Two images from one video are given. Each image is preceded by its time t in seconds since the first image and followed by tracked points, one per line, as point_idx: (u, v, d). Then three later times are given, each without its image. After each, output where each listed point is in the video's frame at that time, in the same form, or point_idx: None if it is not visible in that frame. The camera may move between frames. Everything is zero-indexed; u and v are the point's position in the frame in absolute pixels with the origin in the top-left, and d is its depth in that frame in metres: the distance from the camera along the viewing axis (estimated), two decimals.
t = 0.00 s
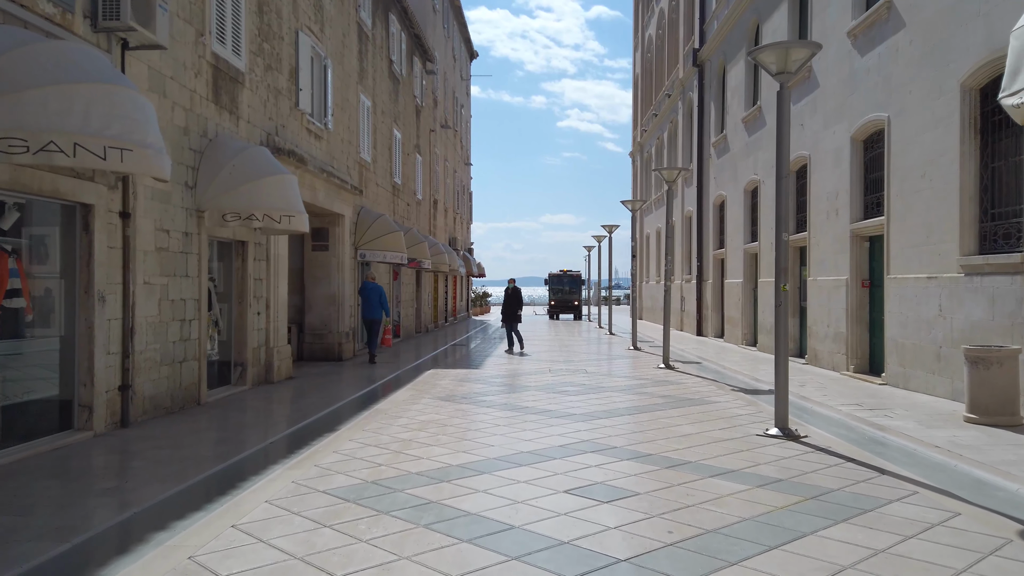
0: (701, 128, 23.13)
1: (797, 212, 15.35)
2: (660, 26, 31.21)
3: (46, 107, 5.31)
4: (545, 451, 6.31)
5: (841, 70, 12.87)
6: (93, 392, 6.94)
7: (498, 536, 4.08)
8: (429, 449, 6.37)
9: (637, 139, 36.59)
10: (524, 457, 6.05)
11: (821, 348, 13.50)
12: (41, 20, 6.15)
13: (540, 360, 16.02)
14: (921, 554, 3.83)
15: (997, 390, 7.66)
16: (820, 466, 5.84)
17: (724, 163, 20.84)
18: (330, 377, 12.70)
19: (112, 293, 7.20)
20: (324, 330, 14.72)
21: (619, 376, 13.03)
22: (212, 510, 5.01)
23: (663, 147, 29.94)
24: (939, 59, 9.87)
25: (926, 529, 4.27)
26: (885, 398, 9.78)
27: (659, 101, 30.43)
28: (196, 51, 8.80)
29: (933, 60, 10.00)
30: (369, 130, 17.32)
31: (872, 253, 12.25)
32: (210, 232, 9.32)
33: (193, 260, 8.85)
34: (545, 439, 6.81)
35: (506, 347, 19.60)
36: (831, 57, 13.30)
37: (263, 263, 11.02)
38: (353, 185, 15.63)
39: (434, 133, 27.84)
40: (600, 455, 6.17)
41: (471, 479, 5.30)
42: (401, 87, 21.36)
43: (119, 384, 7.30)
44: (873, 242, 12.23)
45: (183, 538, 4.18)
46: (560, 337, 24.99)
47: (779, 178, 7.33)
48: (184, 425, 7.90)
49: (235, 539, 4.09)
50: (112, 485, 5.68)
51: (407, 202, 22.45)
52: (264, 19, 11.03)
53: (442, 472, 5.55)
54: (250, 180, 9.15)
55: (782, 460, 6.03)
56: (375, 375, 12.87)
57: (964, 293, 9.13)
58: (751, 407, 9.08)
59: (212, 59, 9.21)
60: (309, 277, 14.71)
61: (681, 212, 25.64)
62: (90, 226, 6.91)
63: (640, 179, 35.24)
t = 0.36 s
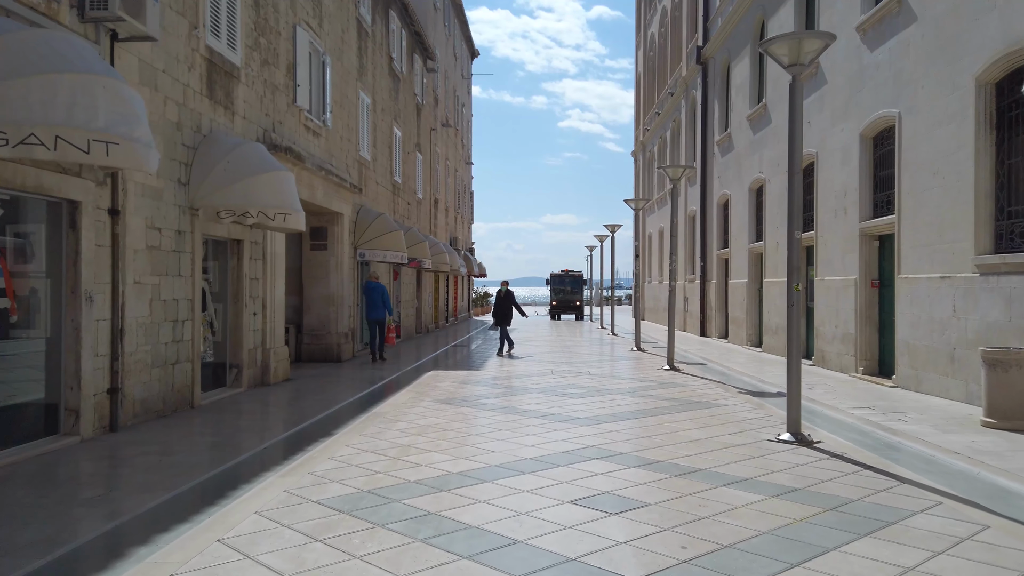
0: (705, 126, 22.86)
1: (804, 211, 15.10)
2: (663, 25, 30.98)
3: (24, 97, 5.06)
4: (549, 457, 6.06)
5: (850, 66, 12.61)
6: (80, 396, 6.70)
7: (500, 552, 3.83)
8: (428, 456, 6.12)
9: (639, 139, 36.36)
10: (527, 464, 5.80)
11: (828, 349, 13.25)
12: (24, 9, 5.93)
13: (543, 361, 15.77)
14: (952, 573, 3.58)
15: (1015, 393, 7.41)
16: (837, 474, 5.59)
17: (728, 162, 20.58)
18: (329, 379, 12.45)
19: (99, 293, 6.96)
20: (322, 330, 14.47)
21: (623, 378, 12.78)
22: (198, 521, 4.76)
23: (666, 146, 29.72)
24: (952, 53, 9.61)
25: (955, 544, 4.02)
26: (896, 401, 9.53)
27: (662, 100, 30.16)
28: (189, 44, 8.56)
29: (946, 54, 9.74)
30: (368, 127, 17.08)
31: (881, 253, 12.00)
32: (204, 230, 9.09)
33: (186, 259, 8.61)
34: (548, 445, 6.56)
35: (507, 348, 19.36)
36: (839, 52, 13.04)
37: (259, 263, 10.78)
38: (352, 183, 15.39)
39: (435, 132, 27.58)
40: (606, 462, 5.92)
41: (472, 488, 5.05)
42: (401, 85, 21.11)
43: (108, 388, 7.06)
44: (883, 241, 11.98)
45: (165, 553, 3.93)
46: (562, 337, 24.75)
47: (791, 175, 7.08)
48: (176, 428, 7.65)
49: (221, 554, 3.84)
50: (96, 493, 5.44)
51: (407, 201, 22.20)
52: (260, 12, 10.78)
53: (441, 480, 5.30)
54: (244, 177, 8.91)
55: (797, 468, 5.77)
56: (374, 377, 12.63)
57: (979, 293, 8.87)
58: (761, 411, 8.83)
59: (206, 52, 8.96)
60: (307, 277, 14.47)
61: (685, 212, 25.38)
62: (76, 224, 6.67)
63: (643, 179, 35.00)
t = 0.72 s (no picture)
0: (708, 123, 22.58)
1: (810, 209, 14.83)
2: (664, 22, 30.72)
3: None
4: (551, 464, 5.79)
5: (858, 61, 12.33)
6: (63, 400, 6.43)
7: (499, 570, 3.56)
8: (425, 462, 5.85)
9: (641, 137, 36.08)
10: (528, 471, 5.53)
11: (835, 350, 12.98)
12: None
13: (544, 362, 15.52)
14: None
15: None
16: (853, 482, 5.32)
17: (732, 159, 20.30)
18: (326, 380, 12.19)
19: (84, 292, 6.69)
20: (319, 331, 14.21)
21: (625, 379, 12.50)
22: (181, 533, 4.50)
23: (668, 145, 29.46)
24: (965, 45, 9.34)
25: (987, 560, 3.76)
26: (908, 403, 9.26)
27: (664, 98, 29.89)
28: (179, 36, 8.29)
29: (959, 46, 9.46)
30: (366, 125, 16.81)
31: (890, 251, 11.73)
32: (195, 228, 8.82)
33: (176, 257, 8.34)
34: (550, 451, 6.30)
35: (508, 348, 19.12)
36: (847, 46, 12.76)
37: (253, 261, 10.51)
38: (350, 181, 15.12)
39: (435, 130, 27.31)
40: (611, 469, 5.64)
41: (470, 498, 4.78)
42: (400, 82, 20.84)
43: (93, 391, 6.79)
44: (892, 239, 11.70)
45: (141, 570, 3.67)
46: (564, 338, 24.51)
47: (803, 169, 6.80)
48: (164, 432, 7.39)
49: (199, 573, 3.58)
50: (76, 502, 5.17)
51: (406, 199, 21.93)
52: (254, 4, 10.51)
53: (438, 489, 5.03)
54: (236, 173, 8.64)
55: (811, 475, 5.50)
56: (371, 378, 12.36)
57: (994, 292, 8.60)
58: (769, 414, 8.56)
59: (197, 45, 8.69)
60: (304, 277, 14.21)
61: (687, 210, 25.13)
62: (58, 220, 6.40)
63: (644, 178, 34.75)
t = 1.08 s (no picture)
0: (712, 121, 22.32)
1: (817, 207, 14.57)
2: (667, 20, 30.48)
3: None
4: (555, 471, 5.54)
5: (867, 55, 12.07)
6: (47, 403, 6.18)
7: None
8: (423, 469, 5.61)
9: (643, 136, 35.83)
10: (531, 479, 5.29)
11: (843, 350, 12.73)
12: None
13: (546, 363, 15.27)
14: None
15: None
16: (873, 491, 5.07)
17: (736, 157, 20.05)
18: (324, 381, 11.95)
19: (69, 291, 6.45)
20: (317, 331, 13.97)
21: (629, 380, 12.26)
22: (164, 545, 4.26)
23: (670, 143, 29.20)
24: (979, 37, 9.09)
25: None
26: (921, 406, 9.00)
27: (667, 96, 29.65)
28: (171, 27, 8.06)
29: (973, 38, 9.21)
30: (366, 122, 16.56)
31: (900, 250, 11.47)
32: (188, 225, 8.58)
33: (168, 255, 8.10)
34: (555, 457, 6.04)
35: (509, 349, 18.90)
36: (855, 41, 12.51)
37: (249, 260, 10.27)
38: (349, 179, 14.87)
39: (435, 128, 27.06)
40: (617, 476, 5.40)
41: (470, 508, 4.54)
42: (400, 79, 20.59)
43: (79, 394, 6.55)
44: (902, 238, 11.45)
45: None
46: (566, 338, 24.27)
47: (817, 164, 6.54)
48: (154, 436, 7.15)
49: None
50: (57, 510, 4.94)
51: (407, 198, 21.68)
52: None
53: (436, 498, 4.78)
54: (230, 168, 8.40)
55: (827, 483, 5.25)
56: (370, 379, 12.13)
57: (1011, 291, 8.35)
58: (779, 417, 8.30)
59: (189, 37, 8.44)
60: (302, 276, 13.97)
61: (691, 209, 24.85)
62: (42, 216, 6.17)
63: (647, 177, 34.53)
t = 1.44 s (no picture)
0: (715, 118, 22.05)
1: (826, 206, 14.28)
2: (670, 18, 30.22)
3: None
4: (561, 481, 5.27)
5: (878, 49, 11.79)
6: (29, 408, 5.91)
7: None
8: (422, 479, 5.34)
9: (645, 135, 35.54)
10: (537, 489, 5.02)
11: (852, 352, 12.46)
12: None
13: (548, 364, 15.01)
14: None
15: None
16: (897, 503, 4.80)
17: (740, 156, 19.78)
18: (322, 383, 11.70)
19: (54, 292, 6.19)
20: (316, 332, 13.71)
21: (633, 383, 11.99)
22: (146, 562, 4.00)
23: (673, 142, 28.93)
24: (996, 29, 8.82)
25: None
26: (936, 410, 8.73)
27: (669, 95, 29.39)
28: (162, 19, 7.80)
29: (990, 30, 8.93)
30: (365, 120, 16.30)
31: (912, 249, 11.20)
32: (180, 223, 8.32)
33: (159, 254, 7.83)
34: (560, 465, 5.77)
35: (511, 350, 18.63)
36: (865, 35, 12.24)
37: (244, 260, 10.01)
38: (348, 177, 14.61)
39: (436, 127, 26.79)
40: (626, 486, 5.13)
41: (472, 522, 4.27)
42: (400, 77, 20.32)
43: (64, 398, 6.29)
44: (914, 237, 11.18)
45: None
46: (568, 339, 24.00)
47: (833, 159, 6.26)
48: (143, 441, 6.89)
49: None
50: (35, 523, 4.68)
51: (407, 197, 21.40)
52: None
53: (436, 511, 4.51)
54: (223, 164, 8.14)
55: (849, 494, 4.98)
56: (370, 381, 11.87)
57: None
58: (791, 422, 8.03)
59: (182, 28, 8.17)
60: (300, 276, 13.71)
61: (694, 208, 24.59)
62: (25, 213, 5.90)
63: (649, 176, 34.24)
